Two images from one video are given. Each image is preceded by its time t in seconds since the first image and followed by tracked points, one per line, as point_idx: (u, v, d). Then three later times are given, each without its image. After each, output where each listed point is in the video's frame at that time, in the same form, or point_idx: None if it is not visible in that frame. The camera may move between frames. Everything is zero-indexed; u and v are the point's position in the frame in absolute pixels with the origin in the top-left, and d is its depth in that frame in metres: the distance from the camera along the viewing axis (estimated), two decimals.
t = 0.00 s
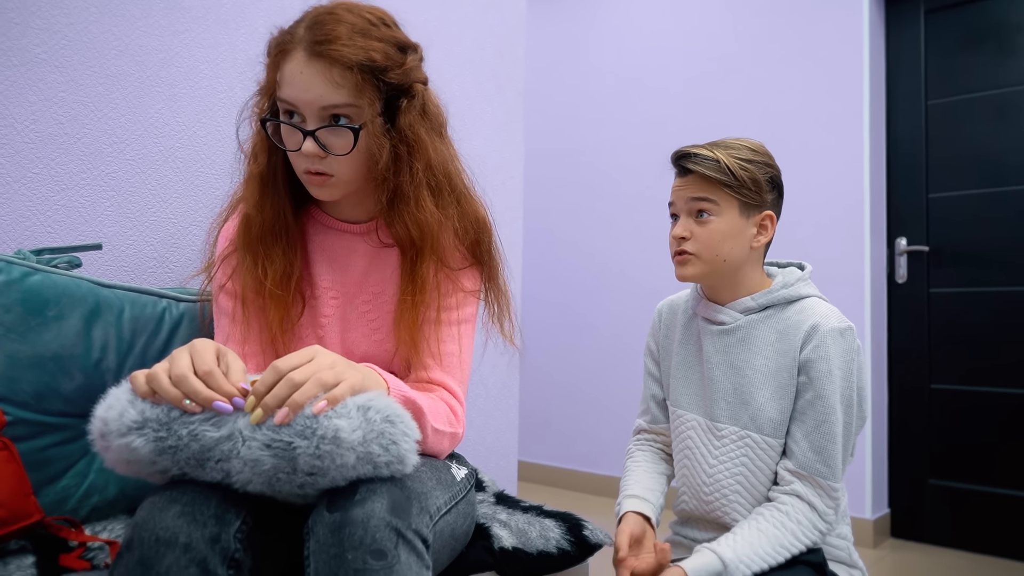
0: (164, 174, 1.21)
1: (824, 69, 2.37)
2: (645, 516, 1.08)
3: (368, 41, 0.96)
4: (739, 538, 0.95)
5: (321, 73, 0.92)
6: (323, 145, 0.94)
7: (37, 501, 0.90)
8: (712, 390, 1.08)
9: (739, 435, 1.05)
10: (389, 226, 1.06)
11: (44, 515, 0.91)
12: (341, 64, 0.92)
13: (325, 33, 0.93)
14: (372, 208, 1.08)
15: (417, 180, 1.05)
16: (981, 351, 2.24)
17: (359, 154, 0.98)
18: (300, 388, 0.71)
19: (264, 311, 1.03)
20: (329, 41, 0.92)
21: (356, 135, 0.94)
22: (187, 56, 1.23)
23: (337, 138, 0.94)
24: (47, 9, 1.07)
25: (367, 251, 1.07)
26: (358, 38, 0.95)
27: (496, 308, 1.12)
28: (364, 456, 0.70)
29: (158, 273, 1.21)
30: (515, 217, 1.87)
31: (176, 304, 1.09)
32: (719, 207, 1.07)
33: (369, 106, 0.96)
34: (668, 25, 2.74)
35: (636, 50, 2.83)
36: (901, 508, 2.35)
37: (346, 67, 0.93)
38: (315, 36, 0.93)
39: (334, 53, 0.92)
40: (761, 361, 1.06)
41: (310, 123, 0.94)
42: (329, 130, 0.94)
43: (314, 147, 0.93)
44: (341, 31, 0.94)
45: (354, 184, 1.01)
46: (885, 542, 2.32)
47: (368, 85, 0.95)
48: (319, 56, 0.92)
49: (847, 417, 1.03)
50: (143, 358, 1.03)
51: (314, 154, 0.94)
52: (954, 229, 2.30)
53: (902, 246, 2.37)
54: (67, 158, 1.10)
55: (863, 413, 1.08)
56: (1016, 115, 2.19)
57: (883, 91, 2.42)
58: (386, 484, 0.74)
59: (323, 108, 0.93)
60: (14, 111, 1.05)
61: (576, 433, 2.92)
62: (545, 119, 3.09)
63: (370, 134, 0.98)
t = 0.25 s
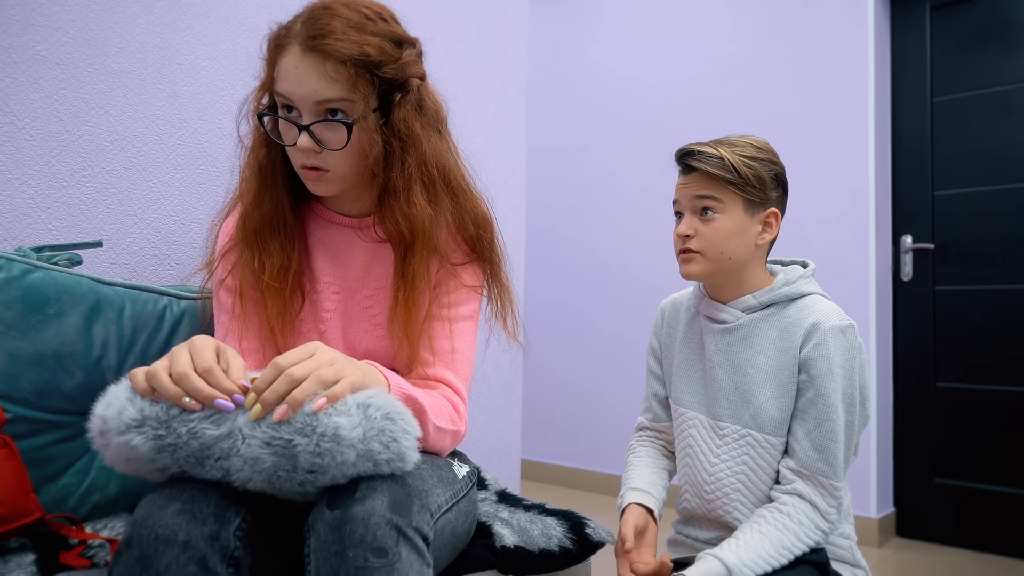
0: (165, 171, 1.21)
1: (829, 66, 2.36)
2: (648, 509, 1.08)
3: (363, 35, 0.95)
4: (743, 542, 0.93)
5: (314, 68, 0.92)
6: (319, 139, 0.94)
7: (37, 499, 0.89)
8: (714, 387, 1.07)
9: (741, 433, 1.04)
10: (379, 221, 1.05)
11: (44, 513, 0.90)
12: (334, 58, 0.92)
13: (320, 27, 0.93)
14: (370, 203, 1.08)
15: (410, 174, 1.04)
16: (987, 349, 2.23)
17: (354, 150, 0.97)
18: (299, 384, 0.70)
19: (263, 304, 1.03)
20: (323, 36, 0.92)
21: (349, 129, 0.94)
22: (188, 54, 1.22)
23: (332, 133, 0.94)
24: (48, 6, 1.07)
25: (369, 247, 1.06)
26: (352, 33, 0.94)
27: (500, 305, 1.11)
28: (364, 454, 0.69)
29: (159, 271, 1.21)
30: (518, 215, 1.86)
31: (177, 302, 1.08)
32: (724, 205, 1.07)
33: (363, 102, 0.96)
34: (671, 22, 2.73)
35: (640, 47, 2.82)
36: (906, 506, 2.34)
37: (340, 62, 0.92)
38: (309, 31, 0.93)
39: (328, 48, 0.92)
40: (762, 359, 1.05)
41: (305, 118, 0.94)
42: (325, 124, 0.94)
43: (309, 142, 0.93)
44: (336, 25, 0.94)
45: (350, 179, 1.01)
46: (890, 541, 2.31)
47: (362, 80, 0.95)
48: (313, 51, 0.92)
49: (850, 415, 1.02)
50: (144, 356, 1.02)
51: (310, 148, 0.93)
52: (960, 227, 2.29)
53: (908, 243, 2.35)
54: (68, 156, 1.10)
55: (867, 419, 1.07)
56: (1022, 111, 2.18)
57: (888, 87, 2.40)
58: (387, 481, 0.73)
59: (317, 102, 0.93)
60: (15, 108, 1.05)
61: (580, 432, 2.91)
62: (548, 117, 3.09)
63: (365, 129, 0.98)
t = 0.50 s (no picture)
0: (167, 172, 1.20)
1: (833, 66, 2.35)
2: (652, 495, 1.08)
3: (367, 33, 0.95)
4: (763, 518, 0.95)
5: (320, 64, 0.91)
6: (322, 136, 0.93)
7: (37, 499, 0.89)
8: (717, 389, 1.07)
9: (746, 434, 1.03)
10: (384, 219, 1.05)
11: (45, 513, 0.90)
12: (341, 55, 0.92)
13: (325, 25, 0.92)
14: (371, 199, 1.07)
15: (415, 172, 1.04)
16: (993, 350, 2.21)
17: (359, 145, 0.97)
18: (298, 386, 0.70)
19: (262, 300, 1.02)
20: (329, 33, 0.92)
21: (355, 126, 0.94)
22: (189, 54, 1.22)
23: (336, 129, 0.94)
24: (49, 7, 1.07)
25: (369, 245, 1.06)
26: (358, 30, 0.94)
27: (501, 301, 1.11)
28: (364, 456, 0.69)
29: (161, 272, 1.21)
30: (521, 215, 1.86)
31: (178, 303, 1.08)
32: (724, 204, 1.06)
33: (368, 99, 0.95)
34: (675, 23, 2.72)
35: (643, 47, 2.81)
36: (912, 508, 2.33)
37: (347, 59, 0.92)
38: (315, 28, 0.93)
39: (334, 44, 0.91)
40: (763, 359, 1.04)
41: (309, 115, 0.93)
42: (328, 121, 0.93)
43: (313, 138, 0.93)
44: (342, 23, 0.93)
45: (352, 177, 1.00)
46: (896, 543, 2.29)
47: (367, 77, 0.95)
48: (319, 47, 0.91)
49: (857, 412, 0.99)
50: (145, 356, 1.02)
51: (313, 145, 0.93)
52: (965, 227, 2.27)
53: (912, 244, 2.35)
54: (70, 157, 1.10)
55: (878, 405, 1.06)
56: None
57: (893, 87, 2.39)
58: (387, 483, 0.73)
59: (322, 99, 0.92)
60: (16, 109, 1.05)
61: (584, 433, 2.90)
62: (552, 117, 3.08)
63: (369, 126, 0.97)
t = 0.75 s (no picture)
0: (168, 172, 1.20)
1: (837, 64, 2.34)
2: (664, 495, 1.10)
3: (370, 37, 0.95)
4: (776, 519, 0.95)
5: (322, 66, 0.91)
6: (322, 138, 0.93)
7: (38, 500, 0.89)
8: (717, 397, 1.07)
9: (746, 443, 1.03)
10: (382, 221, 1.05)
11: (46, 514, 0.90)
12: (343, 57, 0.92)
13: (329, 27, 0.93)
14: (371, 199, 1.07)
15: (415, 176, 1.04)
16: (998, 350, 2.20)
17: (358, 148, 0.97)
18: (295, 393, 0.69)
19: (261, 299, 1.02)
20: (332, 35, 0.92)
21: (355, 129, 0.94)
22: (191, 55, 1.22)
23: (336, 132, 0.93)
24: (51, 7, 1.07)
25: (367, 246, 1.06)
26: (361, 33, 0.94)
27: (501, 305, 1.11)
28: (365, 459, 0.68)
29: (163, 272, 1.21)
30: (524, 215, 1.85)
31: (179, 303, 1.08)
32: (718, 205, 1.05)
33: (369, 102, 0.95)
34: (678, 22, 2.72)
35: (647, 47, 2.80)
36: (916, 509, 2.32)
37: (349, 62, 0.92)
38: (319, 29, 0.93)
39: (337, 47, 0.91)
40: (764, 368, 1.04)
41: (310, 117, 0.93)
42: (328, 123, 0.93)
43: (313, 140, 0.92)
44: (345, 25, 0.93)
45: (352, 179, 1.00)
46: (900, 544, 2.28)
47: (368, 81, 0.95)
48: (321, 49, 0.91)
49: (870, 419, 0.98)
50: (146, 357, 1.02)
51: (313, 147, 0.93)
52: (970, 227, 2.26)
53: (917, 244, 2.34)
54: (72, 157, 1.10)
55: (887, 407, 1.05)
56: None
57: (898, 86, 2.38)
58: (393, 483, 0.72)
59: (324, 102, 0.92)
60: (18, 110, 1.05)
61: (587, 433, 2.90)
62: (555, 117, 3.08)
63: (369, 130, 0.97)
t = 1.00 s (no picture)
0: (170, 175, 1.21)
1: (839, 67, 2.34)
2: (652, 496, 1.13)
3: (375, 45, 0.95)
4: (780, 531, 0.94)
5: (324, 73, 0.91)
6: (320, 144, 0.93)
7: (40, 503, 0.89)
8: (718, 401, 1.06)
9: (746, 448, 1.03)
10: (379, 230, 1.05)
11: (48, 517, 0.90)
12: (344, 65, 0.92)
13: (334, 34, 0.93)
14: (371, 203, 1.07)
15: (411, 186, 1.04)
16: (1001, 353, 2.19)
17: (356, 155, 0.97)
18: (304, 393, 0.69)
19: (258, 301, 1.02)
20: (336, 42, 0.92)
21: (354, 137, 0.94)
22: (193, 58, 1.22)
23: (335, 138, 0.93)
24: (53, 11, 1.07)
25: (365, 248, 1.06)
26: (365, 42, 0.94)
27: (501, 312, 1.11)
28: (370, 464, 0.68)
29: (164, 275, 1.21)
30: (525, 218, 1.85)
31: (181, 306, 1.08)
32: (717, 209, 1.05)
33: (368, 111, 0.95)
34: (680, 24, 2.72)
35: (649, 49, 2.80)
36: (919, 512, 2.31)
37: (350, 70, 0.92)
38: (324, 36, 0.93)
39: (339, 54, 0.91)
40: (765, 374, 1.03)
41: (309, 121, 0.93)
42: (328, 129, 0.93)
43: (311, 144, 0.93)
44: (349, 33, 0.93)
45: (350, 185, 1.00)
46: (904, 547, 2.27)
47: (370, 90, 0.95)
48: (324, 56, 0.92)
49: (873, 425, 0.98)
50: (148, 360, 1.02)
51: (310, 152, 0.93)
52: (974, 229, 2.26)
53: (920, 246, 2.33)
54: (74, 160, 1.10)
55: (889, 413, 1.05)
56: None
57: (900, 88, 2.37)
58: (403, 485, 0.72)
59: (323, 109, 0.92)
60: (20, 113, 1.05)
61: (589, 436, 2.89)
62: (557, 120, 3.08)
63: (368, 138, 0.97)
